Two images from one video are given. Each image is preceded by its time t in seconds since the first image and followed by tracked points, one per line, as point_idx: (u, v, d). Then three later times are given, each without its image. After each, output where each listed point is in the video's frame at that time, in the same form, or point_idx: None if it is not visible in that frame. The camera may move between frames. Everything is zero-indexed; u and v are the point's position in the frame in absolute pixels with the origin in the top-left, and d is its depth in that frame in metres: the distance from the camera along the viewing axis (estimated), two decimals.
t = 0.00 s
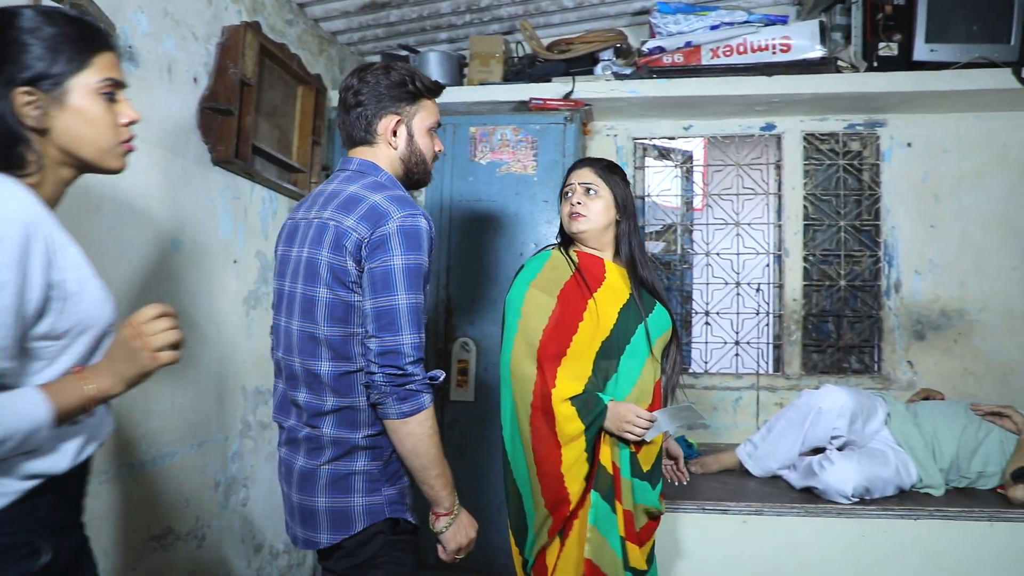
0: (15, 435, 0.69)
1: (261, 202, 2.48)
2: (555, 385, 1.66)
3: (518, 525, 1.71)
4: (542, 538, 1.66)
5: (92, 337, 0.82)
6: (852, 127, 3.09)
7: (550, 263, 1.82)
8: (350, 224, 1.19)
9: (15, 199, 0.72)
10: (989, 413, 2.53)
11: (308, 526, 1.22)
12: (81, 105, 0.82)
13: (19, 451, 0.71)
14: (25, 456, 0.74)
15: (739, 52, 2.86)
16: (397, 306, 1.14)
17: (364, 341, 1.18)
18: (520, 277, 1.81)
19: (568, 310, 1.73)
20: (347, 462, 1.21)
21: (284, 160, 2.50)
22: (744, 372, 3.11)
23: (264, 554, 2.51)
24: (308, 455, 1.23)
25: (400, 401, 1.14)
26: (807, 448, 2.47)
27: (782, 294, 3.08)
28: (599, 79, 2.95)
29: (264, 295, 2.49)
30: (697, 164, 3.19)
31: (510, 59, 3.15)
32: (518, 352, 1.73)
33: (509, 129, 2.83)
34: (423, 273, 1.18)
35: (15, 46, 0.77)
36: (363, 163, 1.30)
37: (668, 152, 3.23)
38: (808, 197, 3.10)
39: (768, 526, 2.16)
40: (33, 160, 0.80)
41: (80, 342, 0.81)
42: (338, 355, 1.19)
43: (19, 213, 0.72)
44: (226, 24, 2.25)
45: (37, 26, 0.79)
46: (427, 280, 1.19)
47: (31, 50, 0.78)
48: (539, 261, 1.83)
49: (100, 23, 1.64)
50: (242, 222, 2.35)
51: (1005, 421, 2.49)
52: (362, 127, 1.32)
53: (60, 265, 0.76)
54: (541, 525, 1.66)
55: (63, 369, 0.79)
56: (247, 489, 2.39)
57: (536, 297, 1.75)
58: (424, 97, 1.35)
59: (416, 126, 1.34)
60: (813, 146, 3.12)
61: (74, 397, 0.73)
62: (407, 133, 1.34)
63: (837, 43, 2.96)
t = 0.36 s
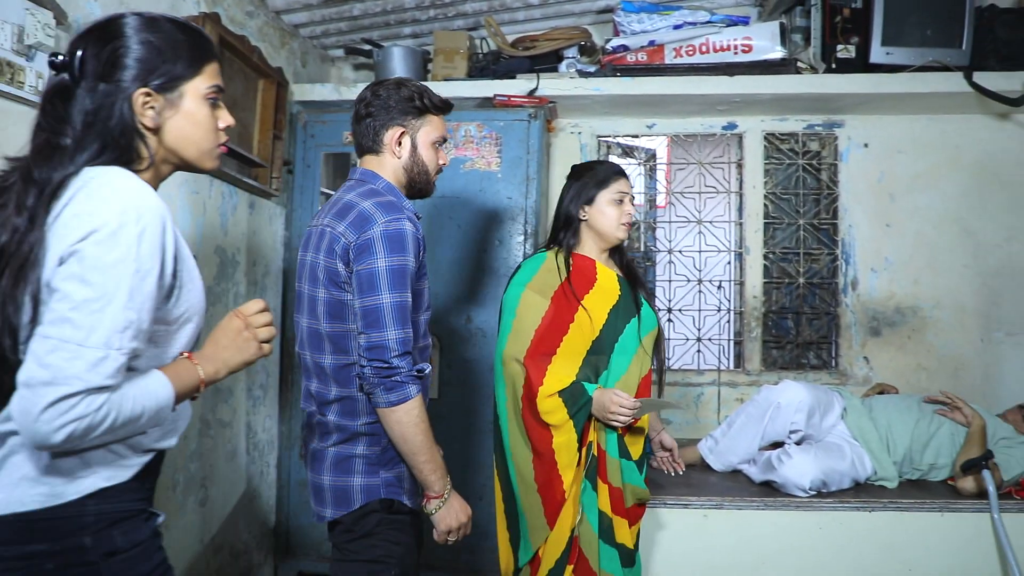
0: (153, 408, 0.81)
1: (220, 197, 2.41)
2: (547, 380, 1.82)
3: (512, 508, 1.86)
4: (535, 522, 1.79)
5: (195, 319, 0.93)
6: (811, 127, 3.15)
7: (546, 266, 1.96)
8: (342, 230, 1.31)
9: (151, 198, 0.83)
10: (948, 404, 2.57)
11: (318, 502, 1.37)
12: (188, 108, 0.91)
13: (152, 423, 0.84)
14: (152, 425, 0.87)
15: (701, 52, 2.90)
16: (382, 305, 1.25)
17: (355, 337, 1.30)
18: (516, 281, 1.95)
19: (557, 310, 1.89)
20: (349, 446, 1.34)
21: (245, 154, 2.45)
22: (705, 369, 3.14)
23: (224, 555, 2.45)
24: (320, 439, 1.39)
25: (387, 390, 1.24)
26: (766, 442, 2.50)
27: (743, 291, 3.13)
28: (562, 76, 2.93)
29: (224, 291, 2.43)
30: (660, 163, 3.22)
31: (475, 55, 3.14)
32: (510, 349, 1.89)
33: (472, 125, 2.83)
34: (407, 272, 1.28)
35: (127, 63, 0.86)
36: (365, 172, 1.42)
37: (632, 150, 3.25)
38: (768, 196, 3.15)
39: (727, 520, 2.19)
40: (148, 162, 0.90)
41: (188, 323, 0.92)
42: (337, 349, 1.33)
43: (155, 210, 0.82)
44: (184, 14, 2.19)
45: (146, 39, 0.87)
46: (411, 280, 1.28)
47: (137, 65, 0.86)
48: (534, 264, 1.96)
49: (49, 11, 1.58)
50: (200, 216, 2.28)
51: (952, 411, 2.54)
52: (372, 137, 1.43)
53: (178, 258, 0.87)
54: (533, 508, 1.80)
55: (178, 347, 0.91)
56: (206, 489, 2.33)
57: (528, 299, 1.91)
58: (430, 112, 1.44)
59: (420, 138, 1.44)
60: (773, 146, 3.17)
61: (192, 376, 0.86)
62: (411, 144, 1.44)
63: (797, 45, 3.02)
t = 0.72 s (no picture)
0: (235, 400, 0.78)
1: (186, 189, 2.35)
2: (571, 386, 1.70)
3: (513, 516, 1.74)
4: (544, 530, 1.71)
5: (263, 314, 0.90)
6: (779, 126, 3.18)
7: (559, 264, 1.78)
8: (337, 227, 1.36)
9: (227, 188, 0.80)
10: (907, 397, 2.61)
11: (325, 485, 1.40)
12: (251, 113, 0.86)
13: (231, 417, 0.80)
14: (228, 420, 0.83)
15: (672, 49, 2.90)
16: (365, 299, 1.26)
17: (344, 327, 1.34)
18: (529, 276, 1.77)
19: (574, 309, 1.75)
20: (346, 432, 1.37)
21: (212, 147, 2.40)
22: (675, 364, 3.17)
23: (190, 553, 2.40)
24: (319, 425, 1.41)
25: (367, 380, 1.23)
26: (734, 437, 2.52)
27: (712, 288, 3.16)
28: (534, 72, 2.93)
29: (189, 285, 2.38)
30: (631, 159, 3.23)
31: (446, 49, 3.11)
32: (524, 348, 1.75)
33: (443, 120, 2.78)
34: (393, 268, 1.29)
35: (185, 65, 0.81)
36: (366, 172, 1.45)
37: (603, 146, 3.25)
38: (737, 193, 3.17)
39: (695, 513, 2.20)
40: (209, 166, 0.85)
41: (257, 318, 0.88)
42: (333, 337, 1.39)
43: (231, 200, 0.79)
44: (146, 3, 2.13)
45: (207, 39, 0.83)
46: (397, 275, 1.29)
47: (195, 69, 0.82)
48: (546, 258, 1.79)
49: None
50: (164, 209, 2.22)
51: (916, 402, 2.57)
52: (375, 143, 1.45)
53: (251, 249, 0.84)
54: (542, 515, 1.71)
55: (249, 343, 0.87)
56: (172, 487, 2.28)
57: (545, 297, 1.74)
58: (431, 116, 1.45)
59: (421, 141, 1.45)
60: (742, 143, 3.19)
61: (262, 369, 0.82)
62: (413, 147, 1.45)
63: (766, 44, 3.05)
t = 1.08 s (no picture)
0: (291, 376, 0.81)
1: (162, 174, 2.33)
2: (579, 378, 1.69)
3: (524, 510, 1.74)
4: (555, 523, 1.71)
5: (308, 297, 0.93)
6: (761, 113, 3.19)
7: (560, 252, 1.76)
8: (370, 217, 1.36)
9: (274, 172, 0.82)
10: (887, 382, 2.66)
11: (360, 473, 1.42)
12: (295, 101, 0.88)
13: (288, 395, 0.83)
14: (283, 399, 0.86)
15: (654, 36, 2.88)
16: (394, 287, 1.27)
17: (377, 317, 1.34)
18: (531, 264, 1.73)
19: (578, 297, 1.73)
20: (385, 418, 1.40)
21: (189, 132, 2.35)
22: (656, 350, 3.18)
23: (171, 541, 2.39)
24: (354, 412, 1.43)
25: (392, 368, 1.24)
26: (714, 420, 2.54)
27: (694, 274, 3.17)
28: (516, 57, 2.90)
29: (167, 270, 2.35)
30: (613, 146, 3.22)
31: (427, 33, 3.07)
32: (532, 336, 1.70)
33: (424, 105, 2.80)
34: (425, 258, 1.29)
35: (228, 54, 0.83)
36: (397, 162, 1.44)
37: (586, 133, 3.24)
38: (718, 180, 3.19)
39: (676, 498, 2.23)
40: (254, 154, 0.87)
41: (303, 300, 0.91)
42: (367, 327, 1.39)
43: (279, 184, 0.82)
44: None
45: (247, 27, 0.84)
46: (428, 265, 1.29)
47: (238, 58, 0.83)
48: (547, 245, 1.76)
49: None
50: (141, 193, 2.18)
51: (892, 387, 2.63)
52: (401, 134, 1.46)
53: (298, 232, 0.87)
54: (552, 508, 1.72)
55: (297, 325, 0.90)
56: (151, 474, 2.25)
57: (551, 284, 1.71)
58: (456, 104, 1.46)
59: (448, 130, 1.46)
60: (724, 130, 3.20)
61: (316, 350, 0.85)
62: (440, 137, 1.45)
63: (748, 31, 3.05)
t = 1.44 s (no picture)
0: (299, 366, 0.82)
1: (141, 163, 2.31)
2: (565, 367, 1.71)
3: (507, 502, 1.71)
4: (538, 513, 1.72)
5: (326, 292, 0.94)
6: (744, 104, 3.20)
7: (544, 241, 1.75)
8: (430, 205, 1.37)
9: (290, 166, 0.84)
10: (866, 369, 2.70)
11: (395, 461, 1.44)
12: (324, 99, 0.92)
13: (295, 385, 0.84)
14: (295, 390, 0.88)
15: (638, 25, 2.88)
16: (462, 277, 1.30)
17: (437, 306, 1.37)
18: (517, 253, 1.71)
19: (563, 286, 1.73)
20: (429, 407, 1.44)
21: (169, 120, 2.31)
22: (639, 341, 3.19)
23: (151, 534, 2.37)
24: (393, 401, 1.46)
25: (459, 357, 1.28)
26: (696, 405, 2.57)
27: (676, 265, 3.18)
28: (499, 46, 2.88)
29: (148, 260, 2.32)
30: (597, 135, 3.22)
31: (410, 21, 3.04)
32: (517, 325, 1.67)
33: (407, 94, 2.83)
34: (488, 248, 1.33)
35: (259, 51, 0.86)
36: (444, 148, 1.46)
37: (569, 123, 3.23)
38: (701, 170, 3.19)
39: (658, 487, 2.24)
40: (283, 147, 0.90)
41: (321, 294, 0.93)
42: (420, 315, 1.42)
43: (294, 177, 0.84)
44: None
45: (276, 25, 0.88)
46: (491, 255, 1.34)
47: (269, 55, 0.87)
48: (532, 234, 1.74)
49: None
50: (119, 183, 2.14)
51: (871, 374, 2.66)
52: (447, 120, 1.47)
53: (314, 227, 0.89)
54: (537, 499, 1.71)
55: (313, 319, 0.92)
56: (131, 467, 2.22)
57: (536, 272, 1.69)
58: (501, 89, 1.46)
59: (494, 115, 1.47)
60: (707, 121, 3.21)
61: (329, 343, 0.87)
62: (486, 123, 1.47)
63: (732, 21, 3.05)
